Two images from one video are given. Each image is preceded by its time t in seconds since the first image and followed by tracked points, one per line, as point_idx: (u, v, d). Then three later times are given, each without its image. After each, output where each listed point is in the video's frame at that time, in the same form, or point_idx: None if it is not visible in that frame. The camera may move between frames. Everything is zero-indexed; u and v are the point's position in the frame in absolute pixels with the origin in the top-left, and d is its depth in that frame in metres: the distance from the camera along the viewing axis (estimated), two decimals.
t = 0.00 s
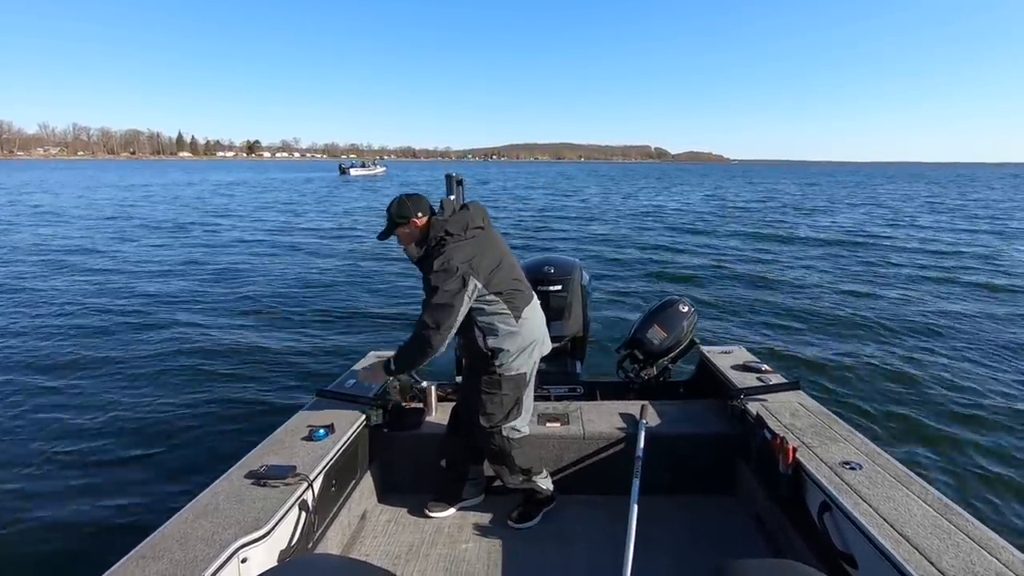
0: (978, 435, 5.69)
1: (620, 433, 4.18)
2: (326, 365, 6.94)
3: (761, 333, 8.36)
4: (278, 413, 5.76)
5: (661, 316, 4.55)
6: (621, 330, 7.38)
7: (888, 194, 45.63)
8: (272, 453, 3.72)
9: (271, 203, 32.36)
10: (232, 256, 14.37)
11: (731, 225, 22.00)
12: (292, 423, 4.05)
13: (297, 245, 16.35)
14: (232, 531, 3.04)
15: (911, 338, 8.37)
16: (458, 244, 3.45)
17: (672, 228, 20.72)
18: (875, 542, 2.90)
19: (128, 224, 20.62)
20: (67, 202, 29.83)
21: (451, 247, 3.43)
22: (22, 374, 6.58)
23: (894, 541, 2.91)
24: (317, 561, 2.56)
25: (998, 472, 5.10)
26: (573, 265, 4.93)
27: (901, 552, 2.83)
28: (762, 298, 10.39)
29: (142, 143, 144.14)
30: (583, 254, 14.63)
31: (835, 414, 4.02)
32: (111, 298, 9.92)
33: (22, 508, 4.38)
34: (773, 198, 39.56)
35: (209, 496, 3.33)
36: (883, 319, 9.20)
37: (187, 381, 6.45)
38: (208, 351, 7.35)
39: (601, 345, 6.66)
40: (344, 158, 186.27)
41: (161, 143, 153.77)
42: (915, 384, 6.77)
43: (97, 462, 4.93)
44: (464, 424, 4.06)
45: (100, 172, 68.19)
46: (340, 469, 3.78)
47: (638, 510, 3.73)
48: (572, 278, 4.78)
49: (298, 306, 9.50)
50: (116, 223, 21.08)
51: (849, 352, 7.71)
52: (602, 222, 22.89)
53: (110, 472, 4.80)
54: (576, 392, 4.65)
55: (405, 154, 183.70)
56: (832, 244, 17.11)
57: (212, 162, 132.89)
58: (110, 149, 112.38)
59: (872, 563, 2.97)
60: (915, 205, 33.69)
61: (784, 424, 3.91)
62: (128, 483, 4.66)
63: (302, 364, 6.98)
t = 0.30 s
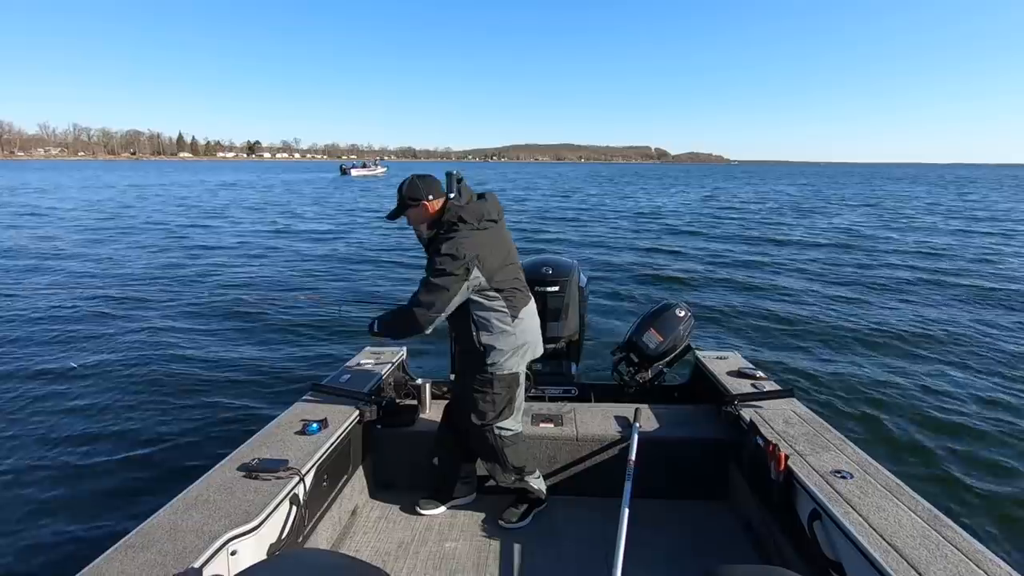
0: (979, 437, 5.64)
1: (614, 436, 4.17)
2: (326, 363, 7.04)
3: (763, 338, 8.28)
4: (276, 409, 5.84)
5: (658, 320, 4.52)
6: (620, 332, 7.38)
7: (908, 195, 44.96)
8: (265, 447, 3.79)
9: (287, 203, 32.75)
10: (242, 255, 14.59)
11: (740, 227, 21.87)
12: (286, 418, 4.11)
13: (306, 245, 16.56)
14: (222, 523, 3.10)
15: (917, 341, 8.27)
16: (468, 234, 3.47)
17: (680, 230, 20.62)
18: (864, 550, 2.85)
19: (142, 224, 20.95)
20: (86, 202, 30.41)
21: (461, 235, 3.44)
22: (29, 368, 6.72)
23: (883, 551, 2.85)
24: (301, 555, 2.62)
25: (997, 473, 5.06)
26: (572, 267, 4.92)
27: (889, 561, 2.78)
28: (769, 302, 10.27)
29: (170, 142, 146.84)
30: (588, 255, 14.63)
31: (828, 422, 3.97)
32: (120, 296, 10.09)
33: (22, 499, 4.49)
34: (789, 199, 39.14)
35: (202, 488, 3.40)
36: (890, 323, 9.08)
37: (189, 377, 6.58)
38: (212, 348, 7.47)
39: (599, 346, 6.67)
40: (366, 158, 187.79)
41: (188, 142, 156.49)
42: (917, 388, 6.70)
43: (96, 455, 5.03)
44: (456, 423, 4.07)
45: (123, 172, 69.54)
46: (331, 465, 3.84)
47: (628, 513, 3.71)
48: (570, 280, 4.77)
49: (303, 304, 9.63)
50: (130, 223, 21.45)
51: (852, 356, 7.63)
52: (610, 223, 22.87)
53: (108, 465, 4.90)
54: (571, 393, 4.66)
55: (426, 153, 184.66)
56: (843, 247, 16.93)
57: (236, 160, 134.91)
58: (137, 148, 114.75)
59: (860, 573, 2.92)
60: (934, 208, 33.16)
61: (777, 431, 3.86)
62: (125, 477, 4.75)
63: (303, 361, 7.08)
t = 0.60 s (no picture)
0: (985, 436, 5.57)
1: (611, 437, 4.15)
2: (328, 364, 7.12)
3: (767, 340, 8.20)
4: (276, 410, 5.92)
5: (656, 322, 4.49)
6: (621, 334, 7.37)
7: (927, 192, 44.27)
8: (262, 444, 3.84)
9: (299, 206, 33.10)
10: (251, 258, 14.79)
11: (750, 226, 21.71)
12: (283, 416, 4.16)
13: (315, 247, 16.74)
14: (217, 520, 3.15)
15: (925, 341, 8.17)
16: (499, 225, 3.33)
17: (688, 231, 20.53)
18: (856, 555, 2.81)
19: (155, 229, 21.30)
20: (103, 206, 31.00)
21: (493, 225, 3.29)
22: (38, 371, 6.86)
23: (877, 557, 2.80)
24: (291, 551, 2.65)
25: (1003, 471, 5.01)
26: (571, 269, 4.92)
27: (883, 567, 2.73)
28: (777, 303, 10.17)
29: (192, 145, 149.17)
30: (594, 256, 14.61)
31: (825, 427, 3.92)
32: (131, 299, 10.27)
33: (27, 496, 4.59)
34: (804, 198, 38.72)
35: (199, 484, 3.46)
36: (899, 324, 8.97)
37: (193, 377, 6.71)
38: (217, 350, 7.58)
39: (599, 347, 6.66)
40: (384, 158, 189.06)
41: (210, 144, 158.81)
42: (923, 389, 6.62)
43: (99, 455, 5.13)
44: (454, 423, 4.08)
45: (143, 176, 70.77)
46: (327, 464, 3.88)
47: (623, 515, 3.70)
48: (568, 282, 4.77)
49: (309, 305, 9.75)
50: (144, 228, 21.82)
51: (858, 358, 7.54)
52: (619, 223, 22.81)
53: (111, 465, 4.99)
54: (568, 394, 4.65)
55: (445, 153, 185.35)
56: (854, 246, 16.73)
57: (257, 162, 136.60)
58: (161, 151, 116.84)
59: None
60: (952, 205, 32.63)
61: (774, 435, 3.81)
62: (126, 477, 4.84)
63: (306, 362, 7.17)
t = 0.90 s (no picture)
0: (991, 436, 5.57)
1: (614, 437, 4.15)
2: (330, 367, 7.11)
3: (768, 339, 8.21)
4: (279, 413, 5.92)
5: (657, 322, 4.50)
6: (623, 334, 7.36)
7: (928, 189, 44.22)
8: (264, 448, 3.83)
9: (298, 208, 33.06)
10: (252, 259, 14.77)
11: (751, 225, 21.67)
12: (286, 419, 4.16)
13: (315, 249, 16.73)
14: (221, 524, 3.14)
15: (928, 340, 8.16)
16: (528, 218, 3.38)
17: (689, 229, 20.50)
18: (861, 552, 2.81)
19: (155, 231, 21.29)
20: (104, 209, 30.99)
21: (523, 216, 3.33)
22: (41, 375, 6.86)
23: (882, 554, 2.80)
24: (296, 554, 2.65)
25: (1009, 471, 5.01)
26: (572, 269, 4.92)
27: (888, 565, 2.73)
28: (778, 303, 10.16)
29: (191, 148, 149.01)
30: (596, 256, 14.60)
31: (828, 425, 3.92)
32: (132, 303, 10.27)
33: (30, 501, 4.59)
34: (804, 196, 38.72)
35: (202, 488, 3.45)
36: (902, 323, 8.97)
37: (193, 380, 6.71)
38: (219, 354, 7.57)
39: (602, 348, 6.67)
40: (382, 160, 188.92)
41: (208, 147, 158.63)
42: (925, 388, 6.61)
43: (102, 458, 5.12)
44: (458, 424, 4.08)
45: (142, 178, 70.63)
46: (330, 466, 3.88)
47: (626, 515, 3.69)
48: (569, 282, 4.77)
49: (310, 308, 9.74)
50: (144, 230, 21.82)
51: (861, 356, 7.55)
52: (619, 222, 22.78)
53: (115, 468, 4.99)
54: (571, 395, 4.65)
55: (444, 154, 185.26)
56: (856, 243, 16.71)
57: (255, 164, 136.45)
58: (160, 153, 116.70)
59: None
60: (953, 202, 32.60)
61: (777, 433, 3.81)
62: (130, 481, 4.84)
63: (308, 365, 7.16)
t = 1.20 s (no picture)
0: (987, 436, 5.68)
1: (620, 435, 4.17)
2: (330, 367, 7.04)
3: (765, 338, 8.30)
4: (281, 413, 5.85)
5: (661, 319, 4.53)
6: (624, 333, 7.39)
7: (910, 189, 44.89)
8: (270, 453, 3.79)
9: (284, 208, 32.73)
10: (243, 260, 14.59)
11: (742, 224, 21.81)
12: (291, 424, 4.12)
13: (306, 249, 16.57)
14: (229, 530, 3.10)
15: (920, 339, 8.27)
16: (543, 216, 3.42)
17: (680, 229, 20.60)
18: (871, 544, 2.85)
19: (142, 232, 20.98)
20: (88, 209, 30.49)
21: (539, 214, 3.37)
22: (33, 376, 6.73)
23: (891, 547, 2.84)
24: (309, 560, 2.61)
25: (1007, 471, 5.11)
26: (574, 268, 4.92)
27: (898, 557, 2.77)
28: (772, 301, 10.26)
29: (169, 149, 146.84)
30: (590, 255, 14.62)
31: (834, 418, 3.97)
32: (122, 303, 10.10)
33: (28, 505, 4.49)
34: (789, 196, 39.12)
35: (208, 495, 3.40)
36: (894, 321, 9.10)
37: (189, 381, 6.61)
38: (215, 354, 7.47)
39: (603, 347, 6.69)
40: (364, 161, 187.86)
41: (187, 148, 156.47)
42: (920, 388, 6.70)
43: (101, 460, 5.03)
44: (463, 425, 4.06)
45: (123, 179, 69.50)
46: (337, 470, 3.84)
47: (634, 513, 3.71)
48: (572, 281, 4.78)
49: (305, 309, 9.63)
50: (130, 230, 21.49)
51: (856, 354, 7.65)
52: (611, 222, 22.83)
53: (115, 471, 4.90)
54: (575, 394, 4.66)
55: (426, 155, 184.57)
56: (846, 242, 16.90)
57: (236, 165, 134.81)
58: (138, 154, 114.81)
59: (868, 568, 2.90)
60: (936, 201, 33.11)
61: (783, 428, 3.86)
62: (131, 483, 4.76)
63: (308, 365, 7.08)
